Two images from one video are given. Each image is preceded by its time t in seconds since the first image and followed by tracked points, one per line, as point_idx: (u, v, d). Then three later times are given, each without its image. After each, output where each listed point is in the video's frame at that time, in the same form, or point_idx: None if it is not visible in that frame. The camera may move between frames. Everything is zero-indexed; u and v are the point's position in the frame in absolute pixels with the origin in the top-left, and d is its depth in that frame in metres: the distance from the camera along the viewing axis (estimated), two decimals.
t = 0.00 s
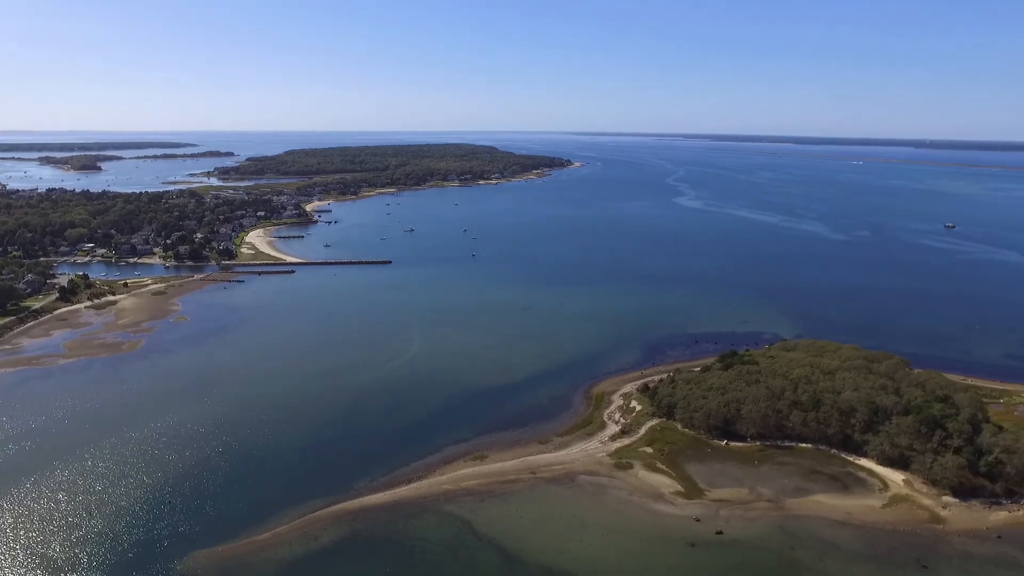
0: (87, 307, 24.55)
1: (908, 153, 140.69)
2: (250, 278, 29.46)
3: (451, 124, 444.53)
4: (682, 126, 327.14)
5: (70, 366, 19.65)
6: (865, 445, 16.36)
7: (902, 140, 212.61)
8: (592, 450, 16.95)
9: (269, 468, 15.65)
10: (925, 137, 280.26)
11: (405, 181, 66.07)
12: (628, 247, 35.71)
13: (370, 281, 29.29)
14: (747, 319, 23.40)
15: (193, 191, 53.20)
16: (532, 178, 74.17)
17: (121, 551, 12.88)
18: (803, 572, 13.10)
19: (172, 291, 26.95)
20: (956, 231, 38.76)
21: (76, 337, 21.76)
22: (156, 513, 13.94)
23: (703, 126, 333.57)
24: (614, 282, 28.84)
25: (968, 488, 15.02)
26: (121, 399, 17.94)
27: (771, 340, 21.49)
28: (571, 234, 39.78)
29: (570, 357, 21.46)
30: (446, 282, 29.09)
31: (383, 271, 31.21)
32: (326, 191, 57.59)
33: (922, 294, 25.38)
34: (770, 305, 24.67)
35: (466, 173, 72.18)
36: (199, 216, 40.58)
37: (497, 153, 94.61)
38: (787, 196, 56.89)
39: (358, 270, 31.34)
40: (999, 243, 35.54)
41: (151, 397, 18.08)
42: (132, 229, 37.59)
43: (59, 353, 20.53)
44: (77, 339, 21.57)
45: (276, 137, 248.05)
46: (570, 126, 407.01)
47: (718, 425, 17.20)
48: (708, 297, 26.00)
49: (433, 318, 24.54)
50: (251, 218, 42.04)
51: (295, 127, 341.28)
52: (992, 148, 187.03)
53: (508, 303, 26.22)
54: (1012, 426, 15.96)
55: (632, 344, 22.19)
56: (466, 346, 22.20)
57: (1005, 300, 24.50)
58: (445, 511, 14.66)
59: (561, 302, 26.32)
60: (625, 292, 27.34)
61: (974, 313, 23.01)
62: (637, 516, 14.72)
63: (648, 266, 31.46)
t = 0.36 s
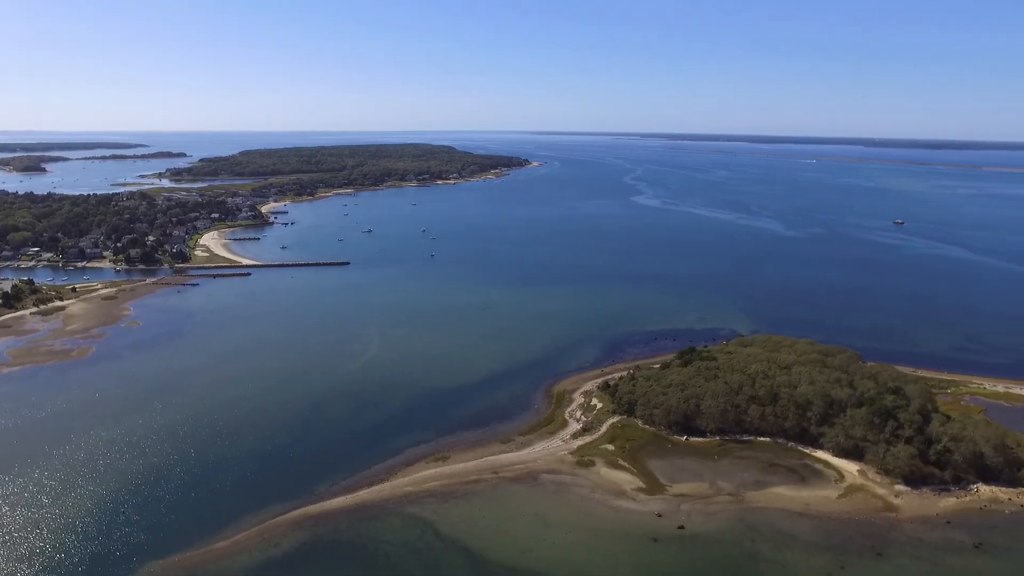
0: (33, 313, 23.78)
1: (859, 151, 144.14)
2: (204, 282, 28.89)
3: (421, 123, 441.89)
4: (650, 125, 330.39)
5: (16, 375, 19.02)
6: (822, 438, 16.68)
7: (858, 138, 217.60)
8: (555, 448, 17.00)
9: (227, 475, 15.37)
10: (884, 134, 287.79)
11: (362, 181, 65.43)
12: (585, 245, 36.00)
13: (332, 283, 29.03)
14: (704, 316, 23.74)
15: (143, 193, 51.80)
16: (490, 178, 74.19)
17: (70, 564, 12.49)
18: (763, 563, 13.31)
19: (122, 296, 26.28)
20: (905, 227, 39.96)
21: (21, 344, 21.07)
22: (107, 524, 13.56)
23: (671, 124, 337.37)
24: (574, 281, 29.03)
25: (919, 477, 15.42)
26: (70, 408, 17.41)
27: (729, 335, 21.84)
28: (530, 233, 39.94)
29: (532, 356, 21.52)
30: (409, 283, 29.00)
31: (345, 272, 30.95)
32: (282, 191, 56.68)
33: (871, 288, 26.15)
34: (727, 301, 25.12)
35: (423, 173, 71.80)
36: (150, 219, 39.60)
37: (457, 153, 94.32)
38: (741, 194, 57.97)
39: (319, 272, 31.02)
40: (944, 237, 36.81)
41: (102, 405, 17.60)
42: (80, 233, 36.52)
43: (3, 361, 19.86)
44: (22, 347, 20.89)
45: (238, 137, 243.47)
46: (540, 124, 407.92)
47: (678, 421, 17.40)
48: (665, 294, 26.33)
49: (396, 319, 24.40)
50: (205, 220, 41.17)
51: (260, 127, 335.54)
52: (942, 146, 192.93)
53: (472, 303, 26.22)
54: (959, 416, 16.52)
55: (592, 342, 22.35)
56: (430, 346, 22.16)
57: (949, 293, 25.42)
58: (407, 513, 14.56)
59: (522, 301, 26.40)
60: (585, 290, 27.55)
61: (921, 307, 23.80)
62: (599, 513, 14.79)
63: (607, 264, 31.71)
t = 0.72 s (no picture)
0: None
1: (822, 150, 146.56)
2: (165, 285, 28.37)
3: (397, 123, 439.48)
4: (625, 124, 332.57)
5: None
6: (787, 432, 16.91)
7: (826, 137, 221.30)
8: (524, 447, 17.02)
9: (190, 480, 15.12)
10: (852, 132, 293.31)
11: (327, 182, 64.92)
12: (551, 244, 36.21)
13: (301, 284, 28.77)
14: (671, 314, 24.01)
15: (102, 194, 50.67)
16: (456, 178, 74.09)
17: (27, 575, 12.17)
18: (730, 556, 13.44)
19: (81, 300, 25.71)
20: (865, 224, 40.81)
21: None
22: (66, 533, 13.25)
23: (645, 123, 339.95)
24: (542, 280, 29.16)
25: (881, 468, 15.70)
26: (28, 416, 16.98)
27: (695, 333, 22.11)
28: (495, 232, 40.08)
29: (501, 356, 21.57)
30: (379, 283, 28.86)
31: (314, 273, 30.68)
32: (246, 192, 55.96)
33: (832, 284, 26.68)
34: (693, 299, 25.43)
35: (389, 173, 71.42)
36: (109, 221, 38.80)
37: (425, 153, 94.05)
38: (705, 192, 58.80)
39: (288, 273, 30.73)
40: (900, 234, 37.72)
41: (61, 413, 17.20)
42: (35, 235, 35.63)
43: None
44: None
45: (207, 137, 239.72)
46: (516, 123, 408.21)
47: (645, 418, 17.53)
48: (631, 292, 26.57)
49: (365, 320, 24.24)
50: (167, 221, 40.45)
51: (231, 126, 330.90)
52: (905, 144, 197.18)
53: (443, 303, 26.18)
54: (919, 408, 16.91)
55: (561, 341, 22.47)
56: (400, 347, 22.10)
57: (907, 288, 26.06)
58: (376, 515, 14.44)
59: (491, 301, 26.43)
60: (553, 289, 27.70)
61: (881, 302, 24.36)
62: (568, 510, 14.83)
63: (573, 262, 31.91)
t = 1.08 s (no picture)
0: None
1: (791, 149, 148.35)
2: (130, 287, 27.81)
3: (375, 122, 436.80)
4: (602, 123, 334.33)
5: None
6: (757, 428, 17.09)
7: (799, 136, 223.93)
8: (496, 447, 17.00)
9: (157, 486, 14.87)
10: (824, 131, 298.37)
11: (295, 182, 64.35)
12: (520, 243, 36.39)
13: (272, 286, 28.47)
14: (641, 312, 24.24)
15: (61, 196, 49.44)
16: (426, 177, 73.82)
17: None
18: (703, 552, 13.52)
19: (41, 304, 25.11)
20: (831, 221, 41.48)
21: None
22: (28, 543, 12.93)
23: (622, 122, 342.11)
24: (513, 279, 29.28)
25: (849, 462, 15.93)
26: None
27: (665, 331, 22.36)
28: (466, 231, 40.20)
29: (474, 356, 21.59)
30: (351, 284, 28.68)
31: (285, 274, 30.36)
32: (212, 193, 55.17)
33: (799, 281, 27.08)
34: (663, 297, 25.66)
35: (359, 173, 70.91)
36: (70, 222, 37.92)
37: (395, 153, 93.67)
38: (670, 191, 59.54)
39: (259, 274, 30.38)
40: (864, 231, 38.43)
41: (23, 421, 16.77)
42: None
43: None
44: None
45: (177, 137, 235.76)
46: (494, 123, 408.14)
47: (617, 416, 17.62)
48: (601, 291, 26.79)
49: (338, 321, 24.08)
50: (131, 223, 39.73)
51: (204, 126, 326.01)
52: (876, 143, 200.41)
53: (417, 303, 26.12)
54: (885, 402, 17.22)
55: (532, 340, 22.55)
56: (374, 347, 22.02)
57: (871, 284, 26.57)
58: (348, 518, 14.31)
59: (464, 300, 26.45)
60: (524, 288, 27.83)
61: (847, 298, 24.78)
62: (542, 509, 14.83)
63: (543, 261, 32.10)
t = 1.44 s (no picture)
0: None
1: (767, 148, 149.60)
2: (101, 290, 27.35)
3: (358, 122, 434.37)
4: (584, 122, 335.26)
5: None
6: (733, 425, 17.23)
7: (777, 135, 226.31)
8: (474, 447, 16.98)
9: (130, 491, 14.67)
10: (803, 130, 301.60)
11: (270, 182, 63.82)
12: (496, 242, 36.47)
13: (248, 287, 28.19)
14: (617, 311, 24.38)
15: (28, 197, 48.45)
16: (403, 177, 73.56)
17: None
18: (681, 549, 13.59)
19: (9, 307, 24.62)
20: (805, 219, 41.97)
21: None
22: None
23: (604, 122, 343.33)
24: (491, 278, 29.33)
25: (824, 457, 16.09)
26: None
27: (641, 329, 22.51)
28: (441, 230, 40.21)
29: (452, 356, 21.58)
30: (329, 284, 28.51)
31: (262, 275, 30.08)
32: (185, 194, 54.50)
33: (773, 279, 27.36)
34: (639, 296, 25.81)
35: (335, 173, 70.45)
36: (38, 224, 37.20)
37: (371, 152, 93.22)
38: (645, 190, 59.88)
39: (236, 276, 30.08)
40: (835, 228, 38.97)
41: None
42: None
43: None
44: None
45: (152, 137, 232.45)
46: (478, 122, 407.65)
47: (595, 415, 17.68)
48: (578, 290, 26.91)
49: (316, 322, 23.93)
50: (102, 225, 39.11)
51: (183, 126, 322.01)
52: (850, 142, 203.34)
53: (396, 304, 26.04)
54: (858, 398, 17.45)
55: (510, 340, 22.59)
56: (351, 348, 21.93)
57: (843, 281, 26.92)
58: (325, 520, 14.20)
59: (442, 300, 26.43)
60: (502, 287, 27.88)
61: (820, 295, 25.09)
62: (520, 508, 14.82)
63: (520, 260, 32.18)
